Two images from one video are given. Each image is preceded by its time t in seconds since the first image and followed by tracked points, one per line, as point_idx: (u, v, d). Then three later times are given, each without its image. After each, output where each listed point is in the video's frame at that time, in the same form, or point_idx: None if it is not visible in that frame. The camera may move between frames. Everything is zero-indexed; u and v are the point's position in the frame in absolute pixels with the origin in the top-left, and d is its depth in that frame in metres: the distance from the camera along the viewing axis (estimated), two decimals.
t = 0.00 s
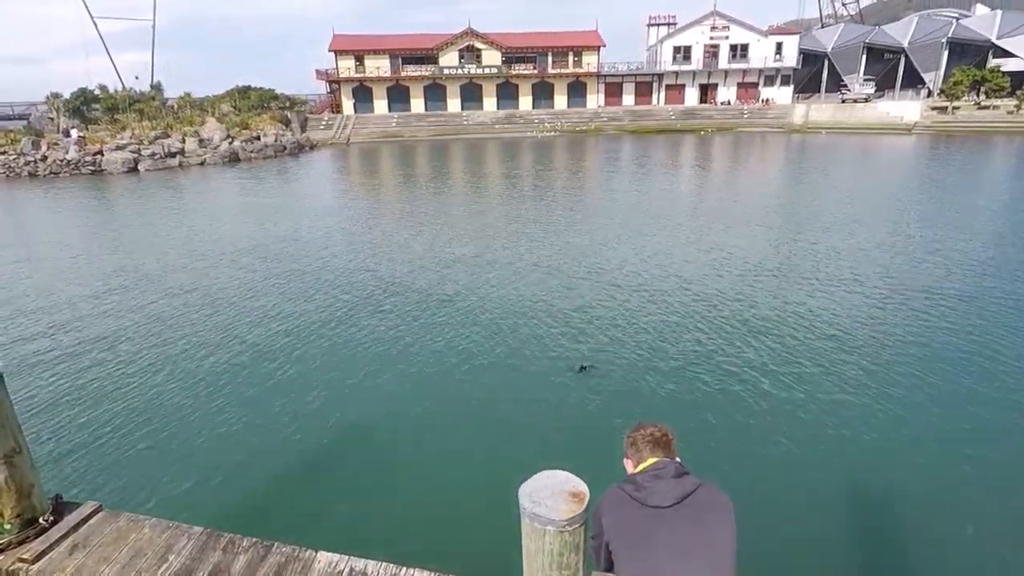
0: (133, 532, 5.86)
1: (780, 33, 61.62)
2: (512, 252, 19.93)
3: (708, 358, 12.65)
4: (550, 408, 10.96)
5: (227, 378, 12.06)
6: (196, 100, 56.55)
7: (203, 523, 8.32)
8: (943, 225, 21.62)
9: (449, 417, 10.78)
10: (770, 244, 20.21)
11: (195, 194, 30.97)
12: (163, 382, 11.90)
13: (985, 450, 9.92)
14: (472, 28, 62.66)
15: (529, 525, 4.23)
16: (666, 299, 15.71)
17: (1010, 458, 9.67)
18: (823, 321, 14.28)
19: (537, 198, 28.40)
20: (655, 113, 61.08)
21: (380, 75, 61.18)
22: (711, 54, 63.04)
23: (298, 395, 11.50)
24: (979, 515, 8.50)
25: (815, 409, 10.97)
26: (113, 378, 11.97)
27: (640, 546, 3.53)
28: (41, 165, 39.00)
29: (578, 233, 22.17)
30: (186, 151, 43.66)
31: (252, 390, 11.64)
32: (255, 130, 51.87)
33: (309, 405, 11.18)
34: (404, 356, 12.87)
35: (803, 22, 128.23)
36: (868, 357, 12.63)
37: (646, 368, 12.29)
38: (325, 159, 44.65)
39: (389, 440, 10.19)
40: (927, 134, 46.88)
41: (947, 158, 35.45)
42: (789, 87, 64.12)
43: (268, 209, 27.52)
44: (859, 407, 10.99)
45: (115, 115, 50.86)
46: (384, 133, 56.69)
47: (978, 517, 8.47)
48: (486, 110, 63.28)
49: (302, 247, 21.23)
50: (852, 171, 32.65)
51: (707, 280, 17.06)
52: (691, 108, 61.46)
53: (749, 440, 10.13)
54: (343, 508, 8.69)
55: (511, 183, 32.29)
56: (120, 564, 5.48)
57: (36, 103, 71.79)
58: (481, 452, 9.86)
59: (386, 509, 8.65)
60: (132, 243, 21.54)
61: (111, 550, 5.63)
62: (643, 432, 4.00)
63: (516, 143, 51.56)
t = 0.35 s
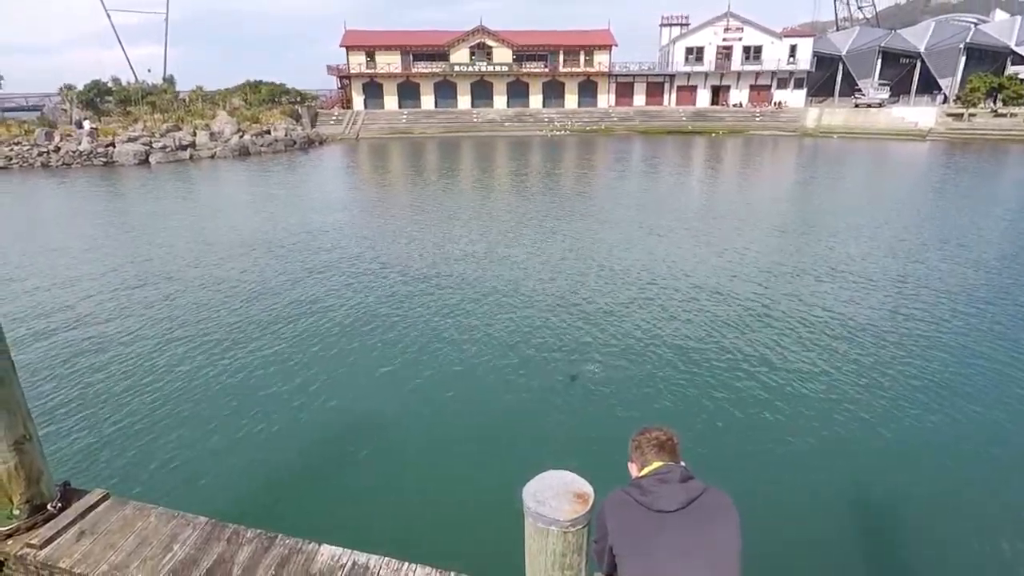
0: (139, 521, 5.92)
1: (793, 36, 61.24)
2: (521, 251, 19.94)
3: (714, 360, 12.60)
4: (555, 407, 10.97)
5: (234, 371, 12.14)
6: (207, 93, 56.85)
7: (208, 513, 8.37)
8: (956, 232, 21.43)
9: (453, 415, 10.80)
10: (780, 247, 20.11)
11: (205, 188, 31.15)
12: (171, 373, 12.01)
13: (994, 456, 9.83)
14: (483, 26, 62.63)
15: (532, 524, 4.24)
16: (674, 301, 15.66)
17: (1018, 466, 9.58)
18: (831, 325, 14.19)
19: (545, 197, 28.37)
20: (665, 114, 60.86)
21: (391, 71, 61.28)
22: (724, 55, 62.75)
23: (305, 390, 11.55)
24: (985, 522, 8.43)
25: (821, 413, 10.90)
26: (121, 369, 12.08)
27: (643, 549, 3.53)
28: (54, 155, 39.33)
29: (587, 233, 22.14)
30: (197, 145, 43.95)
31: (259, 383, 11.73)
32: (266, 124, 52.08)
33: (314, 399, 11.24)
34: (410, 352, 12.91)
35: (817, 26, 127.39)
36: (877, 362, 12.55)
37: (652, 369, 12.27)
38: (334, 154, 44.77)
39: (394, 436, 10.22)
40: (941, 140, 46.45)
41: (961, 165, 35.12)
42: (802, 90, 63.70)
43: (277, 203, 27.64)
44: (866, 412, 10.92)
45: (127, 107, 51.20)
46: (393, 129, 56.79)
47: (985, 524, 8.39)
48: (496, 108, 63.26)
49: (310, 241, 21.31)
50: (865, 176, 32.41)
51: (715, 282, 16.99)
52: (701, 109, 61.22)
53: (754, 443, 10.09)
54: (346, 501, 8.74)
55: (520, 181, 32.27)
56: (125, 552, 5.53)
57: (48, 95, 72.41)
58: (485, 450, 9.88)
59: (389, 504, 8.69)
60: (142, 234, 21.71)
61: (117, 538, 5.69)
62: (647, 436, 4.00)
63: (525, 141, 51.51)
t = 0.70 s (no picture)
0: (156, 502, 6.04)
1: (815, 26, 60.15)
2: (534, 242, 19.89)
3: (728, 355, 12.53)
4: (566, 399, 10.99)
5: (250, 357, 12.29)
6: (224, 80, 57.18)
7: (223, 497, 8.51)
8: (980, 228, 21.02)
9: (465, 405, 10.84)
10: (797, 241, 19.89)
11: (222, 175, 31.41)
12: (188, 358, 12.20)
13: (1011, 457, 9.69)
14: (500, 14, 62.20)
15: (543, 517, 4.26)
16: (688, 294, 15.56)
17: None
18: (848, 321, 14.02)
19: (560, 188, 28.26)
20: (682, 105, 60.21)
21: (406, 60, 61.16)
22: (743, 46, 61.84)
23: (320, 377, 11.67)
24: (999, 522, 8.34)
25: (835, 409, 10.80)
26: (139, 352, 12.29)
27: (653, 548, 3.52)
28: (73, 141, 39.82)
29: (602, 224, 22.05)
30: (214, 132, 44.30)
31: (273, 370, 11.87)
32: (281, 112, 52.27)
33: (327, 387, 11.34)
34: (423, 342, 12.99)
35: (840, 15, 124.83)
36: (894, 360, 12.39)
37: (664, 362, 12.23)
38: (349, 143, 44.84)
39: (407, 425, 10.31)
40: (964, 135, 45.48)
41: (986, 159, 34.37)
42: (822, 82, 62.65)
43: (292, 191, 27.79)
44: (880, 409, 10.81)
45: (145, 93, 51.65)
46: (408, 118, 56.77)
47: (998, 524, 8.30)
48: (511, 98, 62.95)
49: (325, 230, 21.41)
50: (886, 169, 31.84)
51: (730, 276, 16.86)
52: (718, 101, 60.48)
53: (766, 438, 10.04)
54: (357, 489, 8.83)
55: (534, 172, 32.17)
56: (141, 532, 5.64)
57: (70, 81, 73.36)
58: (497, 441, 9.93)
59: (399, 493, 8.78)
60: (160, 220, 21.97)
61: (133, 518, 5.80)
62: (661, 433, 4.01)
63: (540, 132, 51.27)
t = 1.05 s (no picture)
0: (184, 487, 6.18)
1: (851, 22, 58.69)
2: (560, 239, 19.77)
3: (755, 356, 12.34)
4: (589, 397, 10.94)
5: (276, 348, 12.52)
6: (255, 74, 58.03)
7: (250, 486, 8.68)
8: None
9: (486, 402, 10.89)
10: (829, 243, 19.47)
11: (253, 167, 31.89)
12: (217, 347, 12.45)
13: None
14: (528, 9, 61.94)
15: (567, 516, 4.24)
16: (715, 294, 15.35)
17: None
18: (880, 326, 13.65)
19: (587, 185, 28.11)
20: (711, 102, 59.31)
21: (434, 55, 61.38)
22: (776, 42, 60.68)
23: (345, 369, 11.82)
24: None
25: (866, 415, 10.54)
26: (170, 340, 12.62)
27: (679, 553, 3.46)
28: (111, 132, 40.91)
29: (629, 222, 21.89)
30: (245, 125, 45.01)
31: (300, 361, 12.05)
32: (310, 105, 52.89)
33: (352, 380, 11.48)
34: (447, 337, 13.06)
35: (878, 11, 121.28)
36: (928, 365, 12.05)
37: (689, 362, 12.10)
38: (377, 137, 45.13)
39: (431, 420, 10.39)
40: (1006, 136, 43.94)
41: None
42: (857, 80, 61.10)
43: (321, 184, 28.08)
44: (913, 416, 10.53)
45: (179, 86, 52.74)
46: (434, 113, 56.99)
47: None
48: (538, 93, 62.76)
49: (352, 223, 21.60)
50: (925, 171, 30.93)
51: (759, 276, 16.58)
52: (749, 98, 59.46)
53: (791, 442, 9.85)
54: (379, 481, 8.92)
55: (562, 168, 32.03)
56: (170, 517, 5.78)
57: (108, 73, 75.33)
58: (520, 438, 9.95)
59: (420, 487, 8.84)
60: (193, 211, 22.41)
61: (163, 502, 5.95)
62: (686, 438, 3.98)
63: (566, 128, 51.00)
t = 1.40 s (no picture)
0: (203, 482, 6.23)
1: (870, 15, 57.81)
2: (575, 235, 19.70)
3: (773, 353, 12.21)
4: (604, 395, 10.89)
5: (292, 344, 12.62)
6: (270, 71, 58.39)
7: (268, 481, 8.76)
8: None
9: (500, 399, 10.89)
10: (849, 238, 19.21)
11: (268, 164, 32.09)
12: (234, 343, 12.57)
13: None
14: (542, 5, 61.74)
15: (584, 513, 4.22)
16: (731, 290, 15.21)
17: None
18: (901, 322, 13.44)
19: (602, 181, 27.98)
20: (726, 97, 58.74)
21: (447, 51, 61.39)
22: (792, 36, 59.97)
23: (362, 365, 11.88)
24: None
25: (885, 413, 10.37)
26: (187, 336, 12.76)
27: (697, 552, 3.41)
28: (129, 130, 41.37)
29: (645, 218, 21.75)
30: (260, 122, 45.35)
31: (315, 358, 12.13)
32: (324, 102, 53.12)
33: (367, 376, 11.53)
34: (462, 334, 13.08)
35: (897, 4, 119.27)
36: (950, 363, 11.84)
37: (705, 359, 12.00)
38: (390, 134, 45.21)
39: (447, 416, 10.42)
40: None
41: None
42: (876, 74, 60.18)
43: (336, 181, 28.20)
44: (934, 414, 10.37)
45: (195, 84, 53.20)
46: (447, 110, 57.01)
47: None
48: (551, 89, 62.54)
49: (367, 220, 21.68)
50: (947, 165, 30.43)
51: (776, 272, 16.40)
52: (764, 93, 58.82)
53: (809, 440, 9.73)
54: (394, 478, 8.95)
55: (576, 164, 31.90)
56: (190, 511, 5.84)
57: (126, 72, 76.29)
58: (535, 435, 9.94)
59: (435, 484, 8.87)
60: (210, 209, 22.63)
61: (182, 497, 6.01)
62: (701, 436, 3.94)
63: (579, 124, 50.77)
